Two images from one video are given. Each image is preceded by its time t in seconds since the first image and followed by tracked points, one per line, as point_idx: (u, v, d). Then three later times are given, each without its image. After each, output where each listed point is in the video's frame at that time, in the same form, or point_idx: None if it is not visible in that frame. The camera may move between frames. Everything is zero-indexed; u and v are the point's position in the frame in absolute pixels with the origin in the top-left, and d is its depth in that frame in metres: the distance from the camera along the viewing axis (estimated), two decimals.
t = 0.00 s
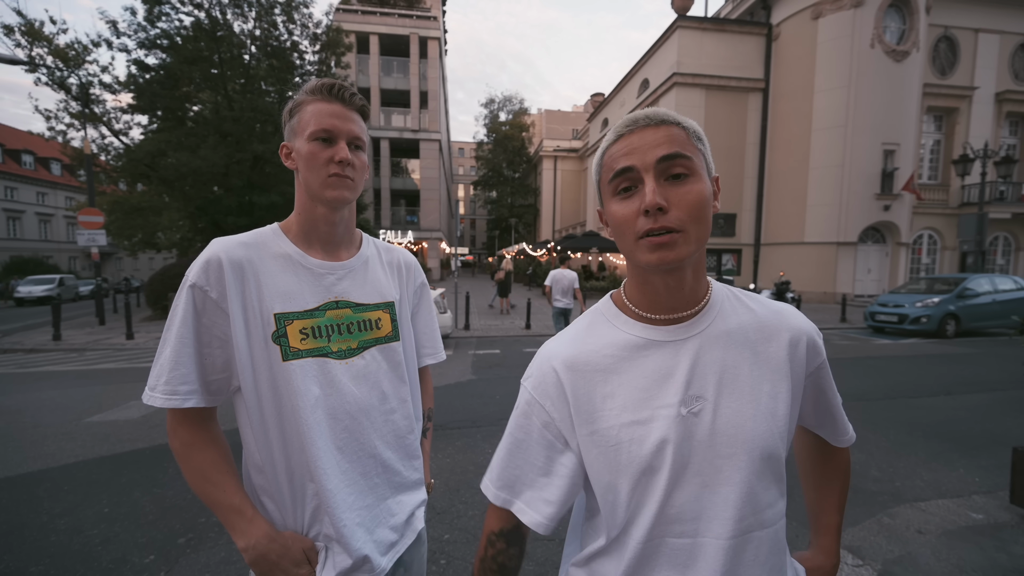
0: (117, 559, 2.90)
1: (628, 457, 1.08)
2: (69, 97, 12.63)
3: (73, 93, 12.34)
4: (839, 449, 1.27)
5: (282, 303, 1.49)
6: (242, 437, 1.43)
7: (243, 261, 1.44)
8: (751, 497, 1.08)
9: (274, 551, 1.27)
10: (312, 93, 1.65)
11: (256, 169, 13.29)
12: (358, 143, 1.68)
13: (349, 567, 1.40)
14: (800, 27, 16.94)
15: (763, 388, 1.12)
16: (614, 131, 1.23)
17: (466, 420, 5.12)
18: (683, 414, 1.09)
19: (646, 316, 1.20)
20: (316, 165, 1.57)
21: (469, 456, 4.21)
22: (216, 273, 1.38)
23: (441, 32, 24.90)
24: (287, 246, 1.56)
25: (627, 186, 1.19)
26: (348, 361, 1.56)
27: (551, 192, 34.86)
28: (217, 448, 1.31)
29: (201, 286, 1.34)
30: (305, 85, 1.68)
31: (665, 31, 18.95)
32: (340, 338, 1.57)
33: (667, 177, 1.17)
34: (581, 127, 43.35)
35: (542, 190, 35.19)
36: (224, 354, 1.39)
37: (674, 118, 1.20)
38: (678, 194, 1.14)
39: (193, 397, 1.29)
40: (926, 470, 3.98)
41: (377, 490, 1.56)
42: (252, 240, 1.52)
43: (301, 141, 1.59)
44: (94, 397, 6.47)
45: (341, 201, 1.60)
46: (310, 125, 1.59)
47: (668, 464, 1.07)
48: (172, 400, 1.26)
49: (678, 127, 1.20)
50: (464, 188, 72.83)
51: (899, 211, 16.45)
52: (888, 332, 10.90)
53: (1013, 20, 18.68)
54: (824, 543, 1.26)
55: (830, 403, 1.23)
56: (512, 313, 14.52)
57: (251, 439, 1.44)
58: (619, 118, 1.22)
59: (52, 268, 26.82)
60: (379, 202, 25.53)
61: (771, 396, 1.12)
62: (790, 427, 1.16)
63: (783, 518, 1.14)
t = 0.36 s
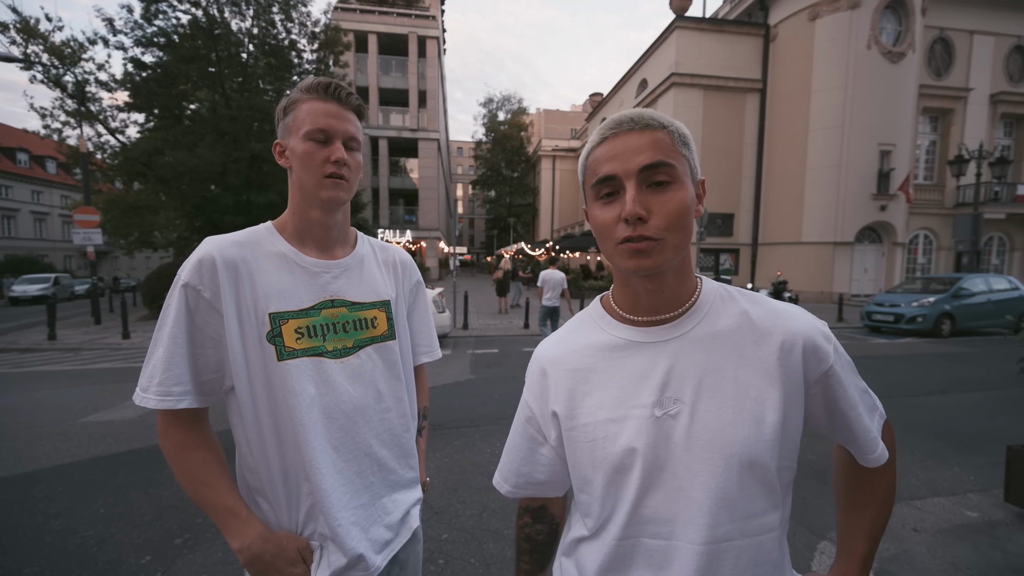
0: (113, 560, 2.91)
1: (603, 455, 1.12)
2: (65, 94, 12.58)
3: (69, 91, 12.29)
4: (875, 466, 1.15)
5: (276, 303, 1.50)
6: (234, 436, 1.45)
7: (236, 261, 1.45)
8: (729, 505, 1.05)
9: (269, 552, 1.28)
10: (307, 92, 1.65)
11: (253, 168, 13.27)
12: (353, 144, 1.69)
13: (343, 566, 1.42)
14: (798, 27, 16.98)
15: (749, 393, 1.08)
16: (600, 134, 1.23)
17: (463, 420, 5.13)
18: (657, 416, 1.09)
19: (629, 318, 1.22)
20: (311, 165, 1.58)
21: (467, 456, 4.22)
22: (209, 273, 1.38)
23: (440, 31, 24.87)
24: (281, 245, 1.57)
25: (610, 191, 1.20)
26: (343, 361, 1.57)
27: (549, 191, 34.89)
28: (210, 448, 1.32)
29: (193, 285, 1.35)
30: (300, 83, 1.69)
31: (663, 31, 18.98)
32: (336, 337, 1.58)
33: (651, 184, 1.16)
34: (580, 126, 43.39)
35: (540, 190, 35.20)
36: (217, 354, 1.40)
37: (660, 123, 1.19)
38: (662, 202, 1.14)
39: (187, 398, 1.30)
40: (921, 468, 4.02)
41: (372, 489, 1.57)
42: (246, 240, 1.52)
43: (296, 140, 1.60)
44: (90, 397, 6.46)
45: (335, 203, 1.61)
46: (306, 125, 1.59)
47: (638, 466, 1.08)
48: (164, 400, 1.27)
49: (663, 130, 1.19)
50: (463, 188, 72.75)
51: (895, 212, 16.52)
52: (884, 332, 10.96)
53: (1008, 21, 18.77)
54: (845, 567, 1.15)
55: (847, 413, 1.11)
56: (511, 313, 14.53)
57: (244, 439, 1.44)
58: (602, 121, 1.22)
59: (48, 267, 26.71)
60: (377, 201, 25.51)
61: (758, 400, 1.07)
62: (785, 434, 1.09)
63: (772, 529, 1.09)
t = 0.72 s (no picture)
0: (112, 558, 2.90)
1: (589, 452, 1.12)
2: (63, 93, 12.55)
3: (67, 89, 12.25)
4: (877, 469, 1.11)
5: (274, 302, 1.49)
6: (234, 434, 1.44)
7: (235, 259, 1.44)
8: (711, 503, 1.02)
9: (265, 549, 1.27)
10: (304, 92, 1.64)
11: (252, 166, 13.24)
12: (351, 143, 1.69)
13: (339, 564, 1.41)
14: (796, 27, 17.00)
15: (737, 392, 1.06)
16: (587, 133, 1.21)
17: (462, 419, 5.13)
18: (642, 414, 1.09)
19: (618, 318, 1.23)
20: (310, 165, 1.57)
21: (466, 455, 4.21)
22: (208, 272, 1.38)
23: (439, 30, 24.85)
24: (280, 244, 1.56)
25: (596, 192, 1.19)
26: (341, 360, 1.56)
27: (548, 191, 34.87)
28: (208, 446, 1.31)
29: (192, 284, 1.35)
30: (299, 82, 1.68)
31: (663, 31, 19.00)
32: (334, 336, 1.57)
33: (637, 185, 1.15)
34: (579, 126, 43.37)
35: (539, 190, 35.19)
36: (216, 353, 1.39)
37: (649, 124, 1.18)
38: (646, 202, 1.13)
39: (186, 395, 1.30)
40: (918, 468, 4.02)
41: (369, 486, 1.56)
42: (244, 239, 1.51)
43: (294, 140, 1.59)
44: (89, 396, 6.45)
45: (334, 203, 1.61)
46: (303, 125, 1.59)
47: (622, 463, 1.08)
48: (162, 398, 1.27)
49: (651, 132, 1.17)
50: (461, 187, 72.76)
51: (893, 212, 16.56)
52: (882, 332, 10.97)
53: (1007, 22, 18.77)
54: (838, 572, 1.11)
55: (843, 416, 1.07)
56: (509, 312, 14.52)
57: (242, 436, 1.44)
58: (589, 121, 1.21)
59: (46, 266, 26.63)
60: (375, 201, 25.48)
61: (745, 400, 1.05)
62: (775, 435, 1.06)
63: (761, 531, 1.04)
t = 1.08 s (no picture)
0: (112, 556, 2.89)
1: (587, 453, 1.09)
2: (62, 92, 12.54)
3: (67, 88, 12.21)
4: (851, 462, 1.14)
5: (279, 300, 1.48)
6: (235, 433, 1.42)
7: (239, 257, 1.43)
8: (708, 502, 1.02)
9: (272, 548, 1.26)
10: (311, 92, 1.63)
11: (251, 165, 13.22)
12: (355, 145, 1.68)
13: (344, 561, 1.40)
14: (796, 27, 16.99)
15: (731, 392, 1.06)
16: (597, 129, 1.19)
17: (461, 418, 5.12)
18: (639, 415, 1.07)
19: (613, 318, 1.19)
20: (314, 165, 1.55)
21: (465, 454, 4.20)
22: (212, 269, 1.36)
23: (438, 30, 24.81)
24: (282, 242, 1.55)
25: (600, 190, 1.17)
26: (344, 358, 1.55)
27: (548, 191, 34.83)
28: (212, 446, 1.30)
29: (197, 282, 1.33)
30: (305, 82, 1.67)
31: (662, 30, 18.98)
32: (337, 334, 1.56)
33: (642, 188, 1.13)
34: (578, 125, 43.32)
35: (539, 189, 35.15)
36: (220, 351, 1.37)
37: (661, 127, 1.15)
38: (650, 206, 1.11)
39: (190, 395, 1.28)
40: (918, 468, 4.01)
41: (372, 484, 1.55)
42: (247, 238, 1.50)
43: (298, 140, 1.58)
44: (88, 394, 6.45)
45: (334, 205, 1.59)
46: (310, 125, 1.57)
47: (620, 463, 1.06)
48: (167, 397, 1.25)
49: (664, 134, 1.15)
50: (461, 186, 72.76)
51: (893, 211, 16.56)
52: (882, 332, 10.96)
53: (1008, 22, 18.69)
54: (827, 565, 1.12)
55: (827, 412, 1.09)
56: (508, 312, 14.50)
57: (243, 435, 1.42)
58: (602, 117, 1.19)
59: (45, 265, 26.65)
60: (375, 200, 25.46)
61: (739, 401, 1.05)
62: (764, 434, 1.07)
63: (750, 528, 1.05)
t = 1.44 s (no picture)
0: (111, 556, 2.89)
1: (586, 449, 1.09)
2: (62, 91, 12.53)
3: (66, 88, 12.21)
4: (856, 474, 1.13)
5: (280, 299, 1.48)
6: (233, 432, 1.42)
7: (241, 257, 1.43)
8: (706, 505, 1.03)
9: (273, 550, 1.26)
10: (319, 91, 1.61)
11: (251, 165, 13.21)
12: (361, 145, 1.69)
13: (345, 560, 1.40)
14: (796, 27, 16.97)
15: (736, 397, 1.06)
16: (603, 125, 1.18)
17: (460, 418, 5.12)
18: (641, 414, 1.07)
19: (622, 316, 1.18)
20: (324, 163, 1.55)
21: (464, 454, 4.21)
22: (215, 269, 1.37)
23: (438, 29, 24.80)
24: (284, 242, 1.55)
25: (606, 188, 1.16)
26: (345, 357, 1.55)
27: (548, 190, 34.82)
28: (212, 446, 1.29)
29: (198, 281, 1.33)
30: (313, 79, 1.65)
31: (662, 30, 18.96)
32: (338, 333, 1.56)
33: (648, 184, 1.13)
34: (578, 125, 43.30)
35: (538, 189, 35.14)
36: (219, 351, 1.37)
37: (667, 123, 1.15)
38: (657, 202, 1.11)
39: (191, 394, 1.28)
40: (917, 468, 4.01)
41: (372, 483, 1.55)
42: (248, 237, 1.49)
43: (306, 137, 1.56)
44: (88, 393, 6.44)
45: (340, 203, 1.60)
46: (320, 124, 1.56)
47: (620, 460, 1.06)
48: (169, 396, 1.25)
49: (668, 129, 1.14)
50: (461, 186, 72.78)
51: (892, 211, 16.58)
52: (881, 332, 10.96)
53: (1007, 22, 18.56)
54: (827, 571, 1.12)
55: (832, 422, 1.08)
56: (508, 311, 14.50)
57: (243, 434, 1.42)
58: (608, 112, 1.18)
59: (45, 265, 26.64)
60: (374, 199, 25.44)
61: (744, 405, 1.05)
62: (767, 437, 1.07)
63: (748, 533, 1.05)
